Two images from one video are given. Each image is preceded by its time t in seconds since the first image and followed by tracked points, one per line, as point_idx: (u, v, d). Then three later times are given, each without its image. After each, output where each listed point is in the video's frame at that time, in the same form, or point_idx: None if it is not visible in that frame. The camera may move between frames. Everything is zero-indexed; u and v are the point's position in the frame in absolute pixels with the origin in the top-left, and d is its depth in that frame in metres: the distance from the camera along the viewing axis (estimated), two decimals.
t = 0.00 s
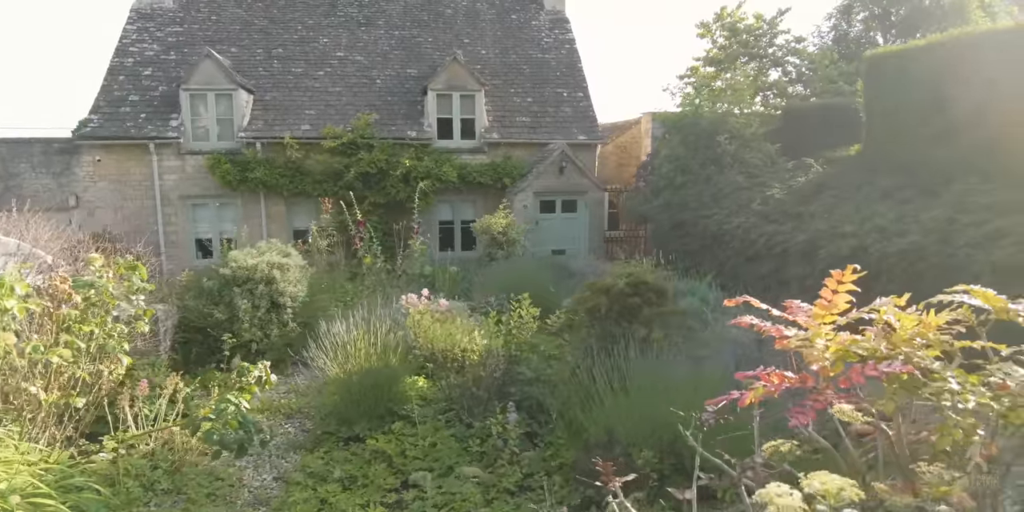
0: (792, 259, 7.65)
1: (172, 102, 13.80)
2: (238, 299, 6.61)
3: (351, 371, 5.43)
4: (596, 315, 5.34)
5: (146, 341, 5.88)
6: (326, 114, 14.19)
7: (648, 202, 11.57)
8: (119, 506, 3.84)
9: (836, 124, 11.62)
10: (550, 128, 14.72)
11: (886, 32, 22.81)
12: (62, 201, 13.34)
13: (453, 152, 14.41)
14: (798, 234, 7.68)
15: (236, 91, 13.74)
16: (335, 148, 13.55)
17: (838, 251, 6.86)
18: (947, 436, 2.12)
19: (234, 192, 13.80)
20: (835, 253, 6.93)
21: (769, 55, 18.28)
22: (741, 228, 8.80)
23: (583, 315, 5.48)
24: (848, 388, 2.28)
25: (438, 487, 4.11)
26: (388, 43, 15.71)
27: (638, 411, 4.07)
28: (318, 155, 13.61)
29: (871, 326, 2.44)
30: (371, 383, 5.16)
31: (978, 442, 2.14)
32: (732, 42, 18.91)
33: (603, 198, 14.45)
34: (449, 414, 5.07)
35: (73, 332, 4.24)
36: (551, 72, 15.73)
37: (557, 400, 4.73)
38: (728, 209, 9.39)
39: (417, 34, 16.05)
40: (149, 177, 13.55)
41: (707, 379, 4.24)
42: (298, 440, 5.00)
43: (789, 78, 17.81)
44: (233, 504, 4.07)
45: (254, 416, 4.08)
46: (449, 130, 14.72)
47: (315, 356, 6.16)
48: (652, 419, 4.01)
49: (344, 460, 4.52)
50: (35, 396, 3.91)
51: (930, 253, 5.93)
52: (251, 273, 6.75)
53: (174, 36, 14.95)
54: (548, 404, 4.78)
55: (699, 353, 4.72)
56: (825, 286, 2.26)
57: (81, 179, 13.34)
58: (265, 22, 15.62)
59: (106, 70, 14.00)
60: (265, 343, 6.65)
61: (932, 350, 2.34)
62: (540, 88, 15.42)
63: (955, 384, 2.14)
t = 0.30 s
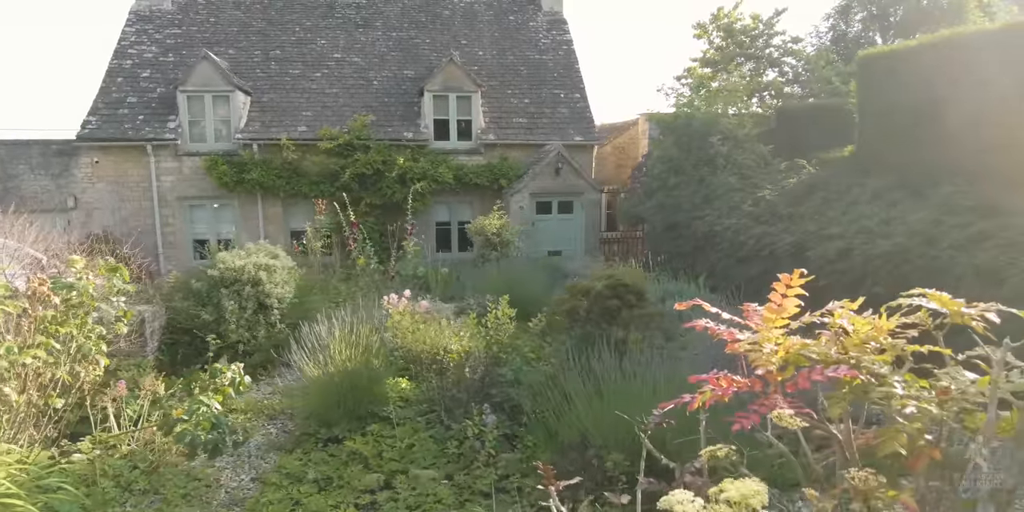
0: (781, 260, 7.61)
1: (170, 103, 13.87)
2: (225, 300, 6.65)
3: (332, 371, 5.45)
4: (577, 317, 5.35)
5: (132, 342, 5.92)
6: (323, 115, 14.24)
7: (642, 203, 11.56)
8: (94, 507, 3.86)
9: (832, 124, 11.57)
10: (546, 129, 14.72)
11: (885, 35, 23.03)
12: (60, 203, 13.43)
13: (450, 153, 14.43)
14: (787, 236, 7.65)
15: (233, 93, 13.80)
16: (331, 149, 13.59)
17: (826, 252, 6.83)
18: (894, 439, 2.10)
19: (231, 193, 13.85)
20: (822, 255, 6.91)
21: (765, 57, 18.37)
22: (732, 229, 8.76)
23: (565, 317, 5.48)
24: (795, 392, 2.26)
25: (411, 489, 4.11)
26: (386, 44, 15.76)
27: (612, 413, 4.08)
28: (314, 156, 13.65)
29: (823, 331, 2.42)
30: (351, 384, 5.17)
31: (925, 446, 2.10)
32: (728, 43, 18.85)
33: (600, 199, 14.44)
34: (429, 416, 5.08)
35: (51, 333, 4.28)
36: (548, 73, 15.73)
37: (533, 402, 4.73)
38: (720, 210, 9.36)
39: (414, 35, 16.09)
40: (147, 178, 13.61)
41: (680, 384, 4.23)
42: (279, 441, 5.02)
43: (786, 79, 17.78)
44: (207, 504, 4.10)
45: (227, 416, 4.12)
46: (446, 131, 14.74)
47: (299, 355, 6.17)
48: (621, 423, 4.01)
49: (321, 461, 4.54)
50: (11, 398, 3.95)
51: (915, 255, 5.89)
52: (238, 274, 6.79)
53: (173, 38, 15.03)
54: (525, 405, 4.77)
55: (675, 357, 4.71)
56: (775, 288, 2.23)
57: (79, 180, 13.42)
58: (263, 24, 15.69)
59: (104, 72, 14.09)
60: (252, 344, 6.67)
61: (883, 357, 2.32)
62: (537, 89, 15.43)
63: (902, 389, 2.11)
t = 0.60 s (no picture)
0: (771, 261, 7.56)
1: (166, 103, 13.89)
2: (210, 300, 6.66)
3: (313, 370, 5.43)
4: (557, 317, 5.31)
5: (115, 342, 5.93)
6: (319, 115, 14.23)
7: (636, 203, 11.52)
8: (65, 507, 3.87)
9: (827, 124, 11.52)
10: (543, 129, 14.68)
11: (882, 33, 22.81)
12: (56, 202, 13.51)
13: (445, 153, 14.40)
14: (776, 236, 7.60)
15: (229, 92, 13.81)
16: (326, 149, 13.59)
17: (814, 253, 6.77)
18: (845, 443, 2.06)
19: (227, 192, 13.87)
20: (810, 256, 6.86)
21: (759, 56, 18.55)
22: (723, 230, 8.72)
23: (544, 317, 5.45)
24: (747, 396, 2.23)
25: (384, 490, 4.09)
26: (382, 44, 15.74)
27: (586, 415, 4.08)
28: (310, 155, 13.66)
29: (782, 333, 2.38)
30: (330, 384, 5.15)
31: (877, 451, 2.07)
32: (725, 42, 18.97)
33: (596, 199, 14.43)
34: (408, 416, 5.06)
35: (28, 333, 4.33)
36: (545, 73, 15.69)
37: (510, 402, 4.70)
38: (712, 210, 9.31)
39: (411, 35, 16.07)
40: (143, 178, 13.63)
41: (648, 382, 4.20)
42: (258, 441, 5.00)
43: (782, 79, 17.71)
44: (180, 503, 4.09)
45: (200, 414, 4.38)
46: (442, 131, 14.72)
47: (281, 354, 6.15)
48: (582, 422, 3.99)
49: (296, 462, 4.53)
50: None
51: (902, 255, 5.83)
52: (224, 274, 6.79)
53: (170, 38, 15.05)
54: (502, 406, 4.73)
55: (652, 358, 4.68)
56: (727, 290, 2.19)
57: (76, 180, 13.46)
58: (260, 24, 15.70)
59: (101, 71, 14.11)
60: (237, 344, 6.66)
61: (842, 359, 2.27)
62: (534, 89, 15.39)
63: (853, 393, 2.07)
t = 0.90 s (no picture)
0: (758, 261, 7.49)
1: (159, 103, 13.86)
2: (191, 300, 6.62)
3: (289, 371, 5.37)
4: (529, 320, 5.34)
5: (91, 342, 5.90)
6: (312, 114, 14.19)
7: (628, 203, 11.45)
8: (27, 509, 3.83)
9: (818, 122, 11.47)
10: (537, 128, 14.61)
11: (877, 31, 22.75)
12: (50, 201, 13.73)
13: (439, 153, 14.35)
14: (764, 236, 7.52)
15: (222, 92, 13.77)
16: (319, 148, 13.55)
17: (801, 253, 6.70)
18: (791, 453, 1.97)
19: (219, 192, 13.85)
20: (796, 257, 6.80)
21: (754, 57, 18.54)
22: (712, 229, 8.65)
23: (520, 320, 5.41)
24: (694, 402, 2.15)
25: (352, 494, 4.03)
26: (376, 43, 15.69)
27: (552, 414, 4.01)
28: (303, 155, 13.64)
29: (735, 336, 2.30)
30: (303, 386, 5.09)
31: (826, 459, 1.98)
32: (720, 41, 18.94)
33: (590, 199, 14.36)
34: (383, 418, 5.00)
35: None
36: (540, 72, 15.62)
37: (482, 405, 4.64)
38: (701, 210, 9.24)
39: (405, 33, 16.03)
40: (136, 177, 13.60)
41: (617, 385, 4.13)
42: (230, 442, 4.96)
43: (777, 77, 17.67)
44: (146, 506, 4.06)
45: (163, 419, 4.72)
46: (435, 130, 14.67)
47: (257, 355, 6.09)
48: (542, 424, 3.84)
49: (266, 464, 4.49)
50: None
51: (886, 256, 5.76)
52: (206, 273, 6.77)
53: (164, 37, 15.02)
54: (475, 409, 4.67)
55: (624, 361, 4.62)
56: (672, 291, 2.14)
57: (69, 179, 13.44)
58: (254, 23, 15.67)
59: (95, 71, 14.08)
60: (218, 344, 6.63)
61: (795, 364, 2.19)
62: (528, 88, 15.32)
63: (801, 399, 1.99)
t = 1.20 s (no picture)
0: (746, 263, 7.44)
1: (152, 103, 13.85)
2: (173, 302, 6.61)
3: (266, 374, 5.34)
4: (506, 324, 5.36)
5: (70, 344, 5.90)
6: (305, 115, 14.17)
7: (619, 203, 11.41)
8: None
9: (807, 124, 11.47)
10: (531, 128, 14.57)
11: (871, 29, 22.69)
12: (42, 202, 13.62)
13: (433, 153, 14.32)
14: (751, 237, 7.47)
15: (215, 92, 13.76)
16: (312, 148, 13.52)
17: (786, 255, 6.65)
18: (735, 466, 1.92)
19: (212, 192, 13.83)
20: (781, 259, 6.75)
21: (749, 56, 18.49)
22: (700, 231, 8.61)
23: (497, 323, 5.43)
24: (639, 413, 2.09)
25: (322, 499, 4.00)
26: (370, 43, 15.66)
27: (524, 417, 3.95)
28: (296, 155, 13.63)
29: (687, 343, 2.25)
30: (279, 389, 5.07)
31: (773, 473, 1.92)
32: (714, 40, 18.91)
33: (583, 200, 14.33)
34: (360, 422, 4.98)
35: None
36: (535, 72, 15.57)
37: (456, 411, 4.62)
38: (691, 211, 9.21)
39: (400, 33, 16.00)
40: (129, 178, 13.59)
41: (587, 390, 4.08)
42: (207, 445, 4.94)
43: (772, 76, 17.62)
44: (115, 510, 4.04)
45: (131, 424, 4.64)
46: (429, 130, 14.64)
47: (236, 358, 6.07)
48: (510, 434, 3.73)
49: (239, 468, 4.47)
50: None
51: (870, 258, 5.71)
52: (189, 275, 6.77)
53: (158, 37, 15.00)
54: (449, 415, 4.64)
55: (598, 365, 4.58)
56: (617, 298, 2.12)
57: (62, 180, 13.43)
58: (248, 23, 15.66)
59: (88, 71, 14.06)
60: (201, 346, 6.63)
61: (747, 372, 2.15)
62: (523, 88, 15.27)
63: (743, 410, 1.96)
